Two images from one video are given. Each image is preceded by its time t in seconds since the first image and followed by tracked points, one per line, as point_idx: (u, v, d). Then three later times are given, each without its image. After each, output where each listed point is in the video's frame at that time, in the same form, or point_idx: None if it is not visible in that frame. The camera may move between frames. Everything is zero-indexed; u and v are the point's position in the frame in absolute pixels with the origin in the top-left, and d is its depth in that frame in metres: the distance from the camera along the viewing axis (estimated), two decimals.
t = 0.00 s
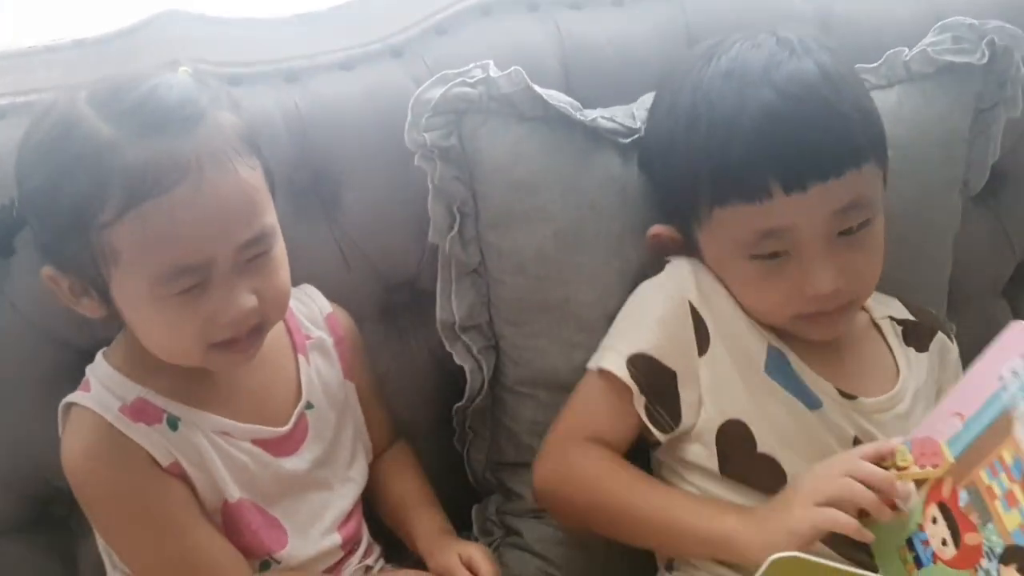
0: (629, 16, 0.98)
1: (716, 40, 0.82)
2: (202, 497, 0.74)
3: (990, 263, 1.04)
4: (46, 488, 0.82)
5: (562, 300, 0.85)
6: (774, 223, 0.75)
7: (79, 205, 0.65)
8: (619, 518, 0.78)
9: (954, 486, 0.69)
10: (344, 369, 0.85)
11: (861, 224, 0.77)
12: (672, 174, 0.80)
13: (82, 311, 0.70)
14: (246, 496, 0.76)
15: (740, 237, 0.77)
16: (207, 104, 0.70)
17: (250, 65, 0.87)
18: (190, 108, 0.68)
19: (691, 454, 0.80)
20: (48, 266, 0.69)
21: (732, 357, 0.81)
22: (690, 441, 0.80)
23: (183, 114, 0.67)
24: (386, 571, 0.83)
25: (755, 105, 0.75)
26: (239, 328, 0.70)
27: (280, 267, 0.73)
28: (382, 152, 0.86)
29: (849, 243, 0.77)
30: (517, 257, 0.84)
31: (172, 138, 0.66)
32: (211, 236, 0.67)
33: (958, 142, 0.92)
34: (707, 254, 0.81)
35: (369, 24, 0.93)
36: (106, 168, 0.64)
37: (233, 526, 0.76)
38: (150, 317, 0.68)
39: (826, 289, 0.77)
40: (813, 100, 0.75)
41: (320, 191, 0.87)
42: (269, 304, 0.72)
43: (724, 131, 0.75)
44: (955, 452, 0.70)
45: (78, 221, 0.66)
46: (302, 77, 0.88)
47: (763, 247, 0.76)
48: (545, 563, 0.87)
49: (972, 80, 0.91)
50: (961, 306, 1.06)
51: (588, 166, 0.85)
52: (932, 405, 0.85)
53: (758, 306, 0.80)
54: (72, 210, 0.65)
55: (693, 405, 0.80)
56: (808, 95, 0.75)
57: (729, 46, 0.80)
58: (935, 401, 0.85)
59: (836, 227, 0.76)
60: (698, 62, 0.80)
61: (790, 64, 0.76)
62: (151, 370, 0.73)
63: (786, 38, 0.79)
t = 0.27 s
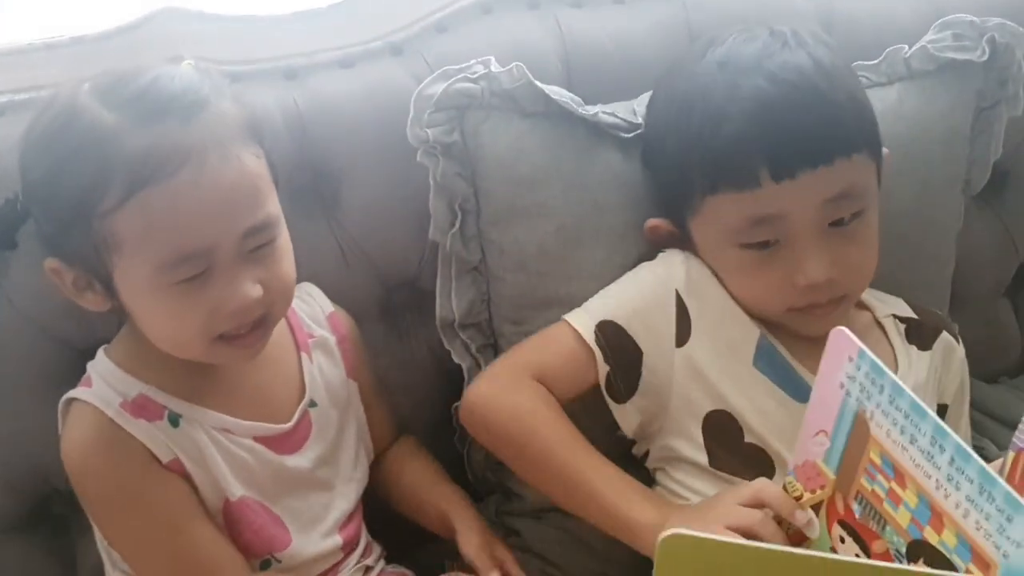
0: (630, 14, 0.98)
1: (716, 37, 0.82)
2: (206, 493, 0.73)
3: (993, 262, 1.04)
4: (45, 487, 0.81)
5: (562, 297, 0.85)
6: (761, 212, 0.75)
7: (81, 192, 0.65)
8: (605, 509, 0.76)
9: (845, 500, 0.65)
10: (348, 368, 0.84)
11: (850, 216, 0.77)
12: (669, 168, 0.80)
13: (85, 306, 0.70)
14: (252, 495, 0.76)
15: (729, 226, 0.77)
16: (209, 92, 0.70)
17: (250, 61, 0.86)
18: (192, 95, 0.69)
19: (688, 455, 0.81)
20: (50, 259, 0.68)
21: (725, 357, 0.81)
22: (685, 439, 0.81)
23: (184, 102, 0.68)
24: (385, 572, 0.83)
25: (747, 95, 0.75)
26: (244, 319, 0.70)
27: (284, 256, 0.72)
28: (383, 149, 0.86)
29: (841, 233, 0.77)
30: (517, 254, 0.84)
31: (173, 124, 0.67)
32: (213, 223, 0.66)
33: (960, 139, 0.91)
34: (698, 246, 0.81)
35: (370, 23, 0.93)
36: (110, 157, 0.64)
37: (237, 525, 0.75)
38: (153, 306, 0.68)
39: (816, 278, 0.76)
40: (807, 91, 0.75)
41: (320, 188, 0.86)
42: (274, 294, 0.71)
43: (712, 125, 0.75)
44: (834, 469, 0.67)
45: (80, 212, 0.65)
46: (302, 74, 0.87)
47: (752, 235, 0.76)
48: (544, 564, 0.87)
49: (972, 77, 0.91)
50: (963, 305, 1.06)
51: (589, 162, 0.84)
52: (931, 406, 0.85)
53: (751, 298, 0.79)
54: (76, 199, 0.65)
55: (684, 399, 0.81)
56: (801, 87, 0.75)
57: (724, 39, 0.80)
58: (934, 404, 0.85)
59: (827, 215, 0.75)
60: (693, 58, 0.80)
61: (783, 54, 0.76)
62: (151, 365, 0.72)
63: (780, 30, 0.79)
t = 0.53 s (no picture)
0: (631, 16, 0.99)
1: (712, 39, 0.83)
2: (208, 494, 0.74)
3: (995, 263, 1.04)
4: (47, 488, 0.82)
5: (562, 298, 0.85)
6: (750, 218, 0.75)
7: (90, 186, 0.65)
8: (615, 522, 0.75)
9: (921, 498, 0.61)
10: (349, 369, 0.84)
11: (840, 221, 0.76)
12: (663, 172, 0.80)
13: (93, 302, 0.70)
14: (254, 495, 0.76)
15: (719, 233, 0.77)
16: (215, 88, 0.71)
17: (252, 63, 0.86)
18: (199, 91, 0.69)
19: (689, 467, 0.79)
20: (60, 256, 0.69)
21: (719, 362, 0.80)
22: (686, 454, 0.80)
23: (191, 99, 0.68)
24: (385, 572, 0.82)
25: (734, 100, 0.75)
26: (253, 313, 0.70)
27: (292, 252, 0.72)
28: (384, 151, 0.86)
29: (832, 239, 0.76)
30: (518, 255, 0.84)
31: (180, 119, 0.67)
32: (223, 215, 0.67)
33: (961, 140, 0.91)
34: (693, 252, 0.81)
35: (371, 25, 0.93)
36: (120, 149, 0.65)
37: (238, 526, 0.75)
38: (161, 302, 0.68)
39: (805, 285, 0.75)
40: (796, 93, 0.74)
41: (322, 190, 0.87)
42: (281, 287, 0.71)
43: (700, 129, 0.75)
44: (917, 464, 0.63)
45: (85, 211, 0.66)
46: (303, 76, 0.87)
47: (741, 242, 0.76)
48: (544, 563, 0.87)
49: (973, 78, 0.91)
50: (965, 305, 1.06)
51: (590, 165, 0.84)
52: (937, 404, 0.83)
53: (743, 303, 0.79)
54: (87, 193, 0.65)
55: (684, 418, 0.79)
56: (790, 87, 0.74)
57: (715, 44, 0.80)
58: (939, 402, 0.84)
59: (817, 222, 0.75)
60: (686, 63, 0.81)
61: (772, 60, 0.76)
62: (154, 366, 0.73)
63: (769, 35, 0.79)
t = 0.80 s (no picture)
0: (631, 17, 0.99)
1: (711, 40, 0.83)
2: (190, 499, 0.74)
3: (994, 263, 1.04)
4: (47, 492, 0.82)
5: (562, 302, 0.85)
6: (739, 229, 0.76)
7: (87, 182, 0.65)
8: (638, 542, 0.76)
9: (997, 515, 0.62)
10: (339, 373, 0.83)
11: (830, 231, 0.77)
12: (654, 175, 0.80)
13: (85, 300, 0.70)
14: (239, 499, 0.76)
15: (713, 242, 0.77)
16: (213, 87, 0.71)
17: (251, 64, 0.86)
18: (198, 90, 0.70)
19: (698, 477, 0.81)
20: (52, 252, 0.68)
21: (720, 373, 0.82)
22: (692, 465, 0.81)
23: (192, 98, 0.69)
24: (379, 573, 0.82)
25: (722, 109, 0.75)
26: (245, 311, 0.69)
27: (285, 254, 0.72)
28: (382, 154, 0.86)
29: (824, 249, 0.77)
30: (517, 258, 0.84)
31: (182, 117, 0.68)
32: (219, 212, 0.67)
33: (960, 141, 0.91)
34: (688, 258, 0.81)
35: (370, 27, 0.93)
36: (117, 146, 0.65)
37: (223, 533, 0.75)
38: (153, 298, 0.68)
39: (797, 294, 0.76)
40: (784, 104, 0.75)
41: (322, 190, 0.87)
42: (275, 290, 0.71)
43: (688, 138, 0.76)
44: (1001, 482, 0.64)
45: (80, 207, 0.66)
46: (303, 77, 0.87)
47: (734, 251, 0.77)
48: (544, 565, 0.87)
49: (972, 79, 0.91)
50: (963, 306, 1.06)
51: (588, 167, 0.84)
52: (935, 407, 0.83)
53: (735, 310, 0.79)
54: (83, 188, 0.66)
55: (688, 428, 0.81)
56: (778, 97, 0.75)
57: (706, 49, 0.81)
58: (937, 404, 0.84)
59: (810, 232, 0.76)
60: (676, 68, 0.81)
61: (762, 68, 0.76)
62: (146, 371, 0.74)
63: (760, 41, 0.79)
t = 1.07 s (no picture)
0: (632, 13, 0.98)
1: (716, 36, 0.82)
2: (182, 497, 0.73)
3: (997, 260, 1.04)
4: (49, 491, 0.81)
5: (564, 300, 0.85)
6: (757, 225, 0.75)
7: (77, 170, 0.65)
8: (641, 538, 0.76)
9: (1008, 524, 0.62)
10: (333, 372, 0.83)
11: (846, 228, 0.76)
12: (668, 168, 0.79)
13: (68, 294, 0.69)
14: (227, 497, 0.75)
15: (726, 238, 0.77)
16: (202, 77, 0.71)
17: (250, 62, 0.86)
18: (190, 81, 0.69)
19: (700, 474, 0.81)
20: (36, 243, 0.68)
21: (721, 369, 0.82)
22: (693, 461, 0.81)
23: (182, 89, 0.68)
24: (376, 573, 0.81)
25: (745, 103, 0.75)
26: (232, 303, 0.69)
27: (270, 248, 0.71)
28: (382, 150, 0.85)
29: (838, 246, 0.76)
30: (518, 255, 0.83)
31: (173, 104, 0.67)
32: (206, 199, 0.66)
33: (964, 137, 0.91)
34: (697, 252, 0.81)
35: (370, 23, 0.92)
36: (106, 135, 0.65)
37: (210, 532, 0.74)
38: (139, 290, 0.67)
39: (809, 292, 0.76)
40: (805, 100, 0.75)
41: (319, 186, 0.87)
42: (259, 283, 0.70)
43: (711, 130, 0.75)
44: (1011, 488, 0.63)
45: (67, 197, 0.66)
46: (302, 73, 0.87)
47: (748, 247, 0.76)
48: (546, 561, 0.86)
49: (976, 75, 0.91)
50: (966, 303, 1.05)
51: (589, 163, 0.84)
52: (936, 404, 0.83)
53: (745, 306, 0.79)
54: (70, 177, 0.65)
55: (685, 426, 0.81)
56: (798, 94, 0.75)
57: (725, 41, 0.80)
58: (939, 401, 0.84)
59: (825, 229, 0.75)
60: (694, 59, 0.80)
61: (783, 62, 0.76)
62: (135, 369, 0.74)
63: (783, 36, 0.79)
